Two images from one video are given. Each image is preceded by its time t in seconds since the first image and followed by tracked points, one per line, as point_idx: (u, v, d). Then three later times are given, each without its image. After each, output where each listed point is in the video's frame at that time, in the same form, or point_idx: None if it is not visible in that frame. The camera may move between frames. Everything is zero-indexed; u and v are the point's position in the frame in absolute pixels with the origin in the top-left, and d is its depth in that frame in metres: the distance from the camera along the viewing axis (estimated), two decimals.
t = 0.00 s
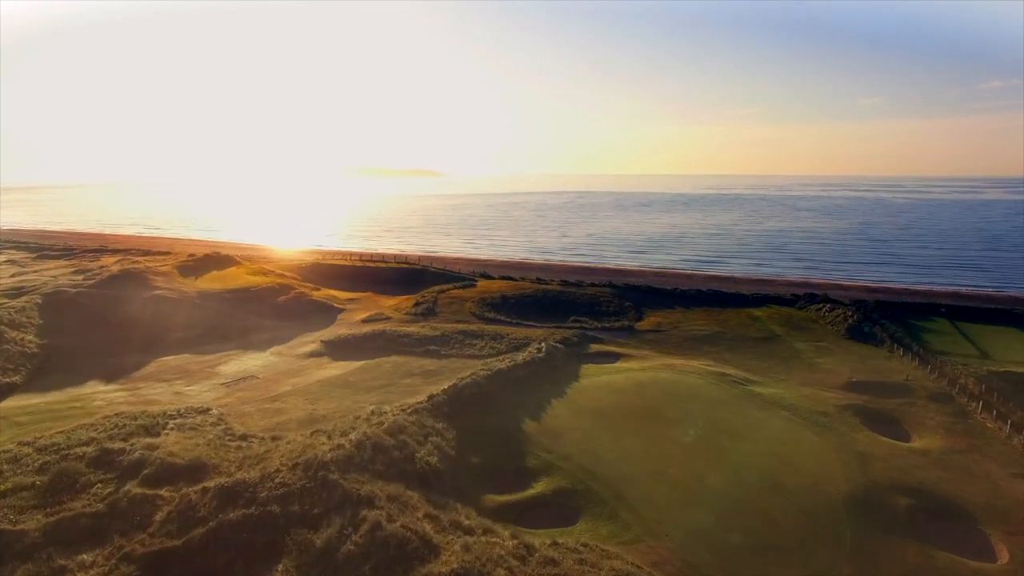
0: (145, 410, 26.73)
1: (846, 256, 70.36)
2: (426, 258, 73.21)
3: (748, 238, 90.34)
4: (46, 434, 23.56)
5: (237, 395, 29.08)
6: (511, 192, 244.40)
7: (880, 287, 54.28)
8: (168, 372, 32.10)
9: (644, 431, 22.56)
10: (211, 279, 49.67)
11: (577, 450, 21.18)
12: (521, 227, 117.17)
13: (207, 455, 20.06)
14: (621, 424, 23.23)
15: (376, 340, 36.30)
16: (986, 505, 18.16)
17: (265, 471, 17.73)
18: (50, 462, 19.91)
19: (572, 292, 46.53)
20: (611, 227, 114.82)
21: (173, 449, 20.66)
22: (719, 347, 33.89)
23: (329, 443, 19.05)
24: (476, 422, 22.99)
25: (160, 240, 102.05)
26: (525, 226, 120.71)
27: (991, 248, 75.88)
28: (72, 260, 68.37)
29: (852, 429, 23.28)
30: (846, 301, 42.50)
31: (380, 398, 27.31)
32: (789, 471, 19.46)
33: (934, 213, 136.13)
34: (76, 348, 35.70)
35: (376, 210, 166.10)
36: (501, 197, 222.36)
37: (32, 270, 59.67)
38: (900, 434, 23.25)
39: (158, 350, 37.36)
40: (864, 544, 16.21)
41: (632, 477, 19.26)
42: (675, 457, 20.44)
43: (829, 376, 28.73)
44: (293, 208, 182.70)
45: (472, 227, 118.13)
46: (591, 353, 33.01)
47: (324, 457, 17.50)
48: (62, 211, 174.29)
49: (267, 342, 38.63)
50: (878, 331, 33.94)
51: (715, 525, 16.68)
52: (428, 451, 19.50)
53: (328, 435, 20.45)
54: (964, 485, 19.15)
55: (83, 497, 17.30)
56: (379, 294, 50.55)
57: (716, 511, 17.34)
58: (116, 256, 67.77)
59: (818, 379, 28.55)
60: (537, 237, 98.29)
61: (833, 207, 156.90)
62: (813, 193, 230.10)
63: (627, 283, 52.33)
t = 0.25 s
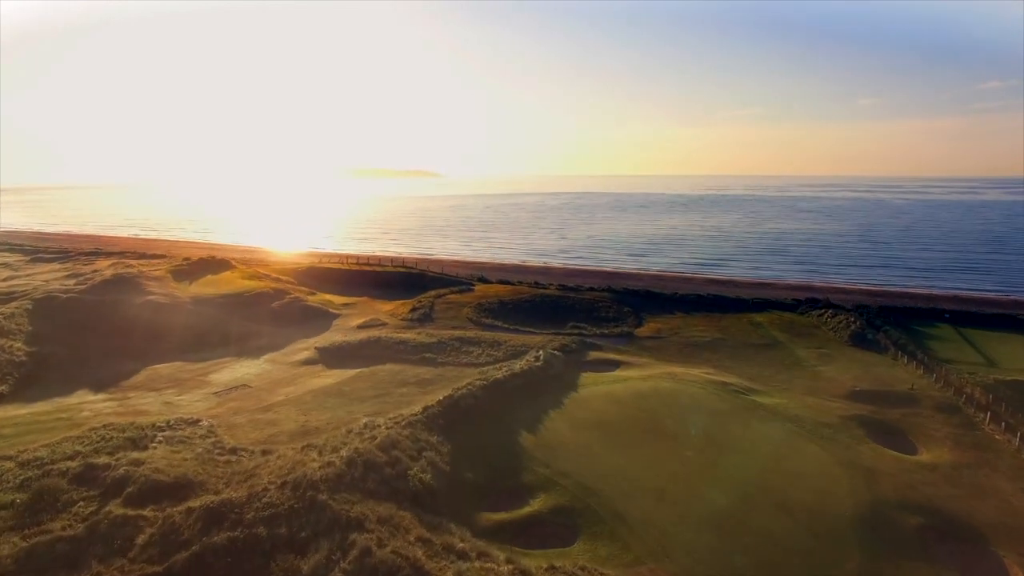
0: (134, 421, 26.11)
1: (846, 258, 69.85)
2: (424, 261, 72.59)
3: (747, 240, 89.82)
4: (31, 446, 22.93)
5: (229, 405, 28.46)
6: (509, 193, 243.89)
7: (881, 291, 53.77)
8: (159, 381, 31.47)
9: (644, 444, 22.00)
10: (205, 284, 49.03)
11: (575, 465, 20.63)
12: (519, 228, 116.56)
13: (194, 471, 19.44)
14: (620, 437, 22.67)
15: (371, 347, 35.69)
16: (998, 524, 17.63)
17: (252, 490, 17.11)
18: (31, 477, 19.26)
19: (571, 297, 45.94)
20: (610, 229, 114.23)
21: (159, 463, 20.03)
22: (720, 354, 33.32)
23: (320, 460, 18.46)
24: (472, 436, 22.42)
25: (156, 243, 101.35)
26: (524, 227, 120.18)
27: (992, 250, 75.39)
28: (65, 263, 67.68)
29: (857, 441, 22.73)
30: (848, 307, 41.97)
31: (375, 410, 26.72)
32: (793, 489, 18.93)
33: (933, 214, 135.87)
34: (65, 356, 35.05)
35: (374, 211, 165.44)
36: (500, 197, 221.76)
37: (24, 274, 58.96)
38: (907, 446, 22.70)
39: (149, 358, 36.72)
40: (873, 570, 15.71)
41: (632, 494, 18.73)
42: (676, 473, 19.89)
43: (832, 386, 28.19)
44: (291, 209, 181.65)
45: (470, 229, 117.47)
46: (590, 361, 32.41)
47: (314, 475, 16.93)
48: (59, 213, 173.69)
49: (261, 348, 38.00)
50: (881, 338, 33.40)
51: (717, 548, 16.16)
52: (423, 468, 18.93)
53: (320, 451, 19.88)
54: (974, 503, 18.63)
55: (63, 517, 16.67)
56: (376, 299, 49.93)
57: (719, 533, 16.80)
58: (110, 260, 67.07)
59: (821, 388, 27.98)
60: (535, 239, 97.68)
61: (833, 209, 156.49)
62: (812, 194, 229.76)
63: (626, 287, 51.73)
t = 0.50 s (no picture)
0: (121, 432, 25.43)
1: (847, 261, 69.37)
2: (421, 264, 71.96)
3: (747, 242, 89.30)
4: (14, 460, 22.29)
5: (220, 416, 27.83)
6: (507, 193, 243.39)
7: (883, 295, 53.26)
8: (150, 390, 30.83)
9: (643, 458, 21.47)
10: (199, 288, 48.36)
11: (573, 479, 20.10)
12: (518, 230, 115.91)
13: (181, 488, 18.86)
14: (620, 449, 22.14)
15: (366, 355, 35.11)
16: (1011, 544, 17.08)
17: (240, 509, 16.58)
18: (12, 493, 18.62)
19: (569, 302, 45.36)
20: (608, 230, 113.59)
21: (144, 478, 19.43)
22: (721, 362, 32.74)
23: (309, 478, 17.94)
24: (468, 450, 21.88)
25: (152, 246, 100.62)
26: (522, 229, 119.48)
27: (992, 252, 74.96)
28: (59, 267, 66.94)
29: (864, 454, 22.14)
30: (850, 312, 41.45)
31: (369, 421, 26.13)
32: (797, 504, 18.42)
33: (934, 216, 135.46)
34: (54, 364, 34.35)
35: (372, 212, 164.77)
36: (498, 198, 220.94)
37: (16, 278, 58.15)
38: (913, 459, 22.18)
39: (141, 365, 36.06)
40: None
41: (632, 511, 18.20)
42: (676, 489, 19.37)
43: (836, 395, 27.65)
44: (288, 211, 180.75)
45: (468, 230, 116.80)
46: (588, 370, 31.85)
47: (303, 496, 16.42)
48: (55, 215, 172.70)
49: (255, 356, 37.37)
50: (885, 345, 32.88)
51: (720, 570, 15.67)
52: (416, 484, 18.43)
53: (310, 467, 19.33)
54: (986, 521, 18.07)
55: (43, 540, 16.08)
56: (371, 304, 49.29)
57: (721, 553, 16.32)
58: (103, 263, 66.33)
59: (825, 398, 27.43)
60: (533, 241, 97.05)
61: (833, 210, 155.98)
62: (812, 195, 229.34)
63: (625, 291, 51.15)
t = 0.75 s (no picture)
0: (108, 444, 24.79)
1: (848, 264, 68.82)
2: (419, 268, 71.36)
3: (747, 244, 88.78)
4: None
5: (210, 427, 27.23)
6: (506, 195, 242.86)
7: (885, 299, 52.72)
8: (140, 399, 30.21)
9: (643, 473, 20.88)
10: (193, 293, 47.70)
11: (571, 496, 19.52)
12: (516, 232, 115.36)
13: (166, 506, 18.27)
14: (619, 463, 21.57)
15: (361, 363, 34.52)
16: None
17: (224, 531, 15.99)
18: None
19: (568, 307, 44.78)
20: (608, 233, 112.98)
21: (128, 495, 18.80)
22: (722, 371, 32.17)
23: (297, 498, 17.35)
24: (463, 464, 21.31)
25: (149, 248, 99.97)
26: (521, 231, 118.92)
27: (995, 255, 74.40)
28: (53, 271, 66.28)
29: (870, 469, 21.56)
30: (852, 318, 40.88)
31: (362, 434, 25.52)
32: (801, 524, 17.85)
33: (934, 217, 135.09)
34: (44, 373, 33.72)
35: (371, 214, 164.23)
36: (497, 199, 220.26)
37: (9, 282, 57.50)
38: (920, 473, 21.60)
39: (132, 373, 35.45)
40: None
41: (631, 530, 17.62)
42: (677, 506, 18.81)
43: (840, 405, 27.08)
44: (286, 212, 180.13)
45: (467, 233, 116.16)
46: (587, 379, 31.26)
47: (290, 518, 15.86)
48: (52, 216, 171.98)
49: (248, 363, 36.77)
50: (889, 353, 32.31)
51: None
52: (409, 503, 17.86)
53: (300, 485, 18.75)
54: (997, 540, 17.47)
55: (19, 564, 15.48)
56: (368, 309, 48.70)
57: None
58: (97, 267, 65.66)
59: (828, 408, 26.84)
60: (532, 243, 96.47)
61: (833, 211, 155.53)
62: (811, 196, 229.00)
63: (624, 296, 50.58)
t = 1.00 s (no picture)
0: (94, 456, 24.10)
1: (848, 267, 68.30)
2: (417, 271, 70.72)
3: (747, 246, 88.25)
4: None
5: (200, 438, 26.56)
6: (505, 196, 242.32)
7: (887, 304, 52.19)
8: (129, 409, 29.52)
9: (644, 488, 20.27)
10: (186, 298, 47.01)
11: (570, 513, 18.93)
12: (515, 234, 114.78)
13: (151, 526, 17.62)
14: (619, 478, 20.97)
15: (356, 371, 33.88)
16: None
17: (208, 556, 15.35)
18: None
19: (566, 312, 44.15)
20: (606, 234, 112.39)
21: (111, 514, 18.11)
22: (724, 379, 31.56)
23: (286, 519, 16.73)
24: (458, 480, 20.70)
25: (145, 251, 99.27)
26: (520, 232, 118.27)
27: (996, 258, 73.95)
28: (46, 274, 65.51)
29: (877, 484, 20.95)
30: (854, 323, 40.36)
31: (356, 447, 24.89)
32: (808, 545, 17.23)
33: (934, 218, 134.76)
34: (31, 381, 33.01)
35: (369, 215, 163.68)
36: (495, 200, 219.59)
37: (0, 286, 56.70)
38: (929, 489, 21.01)
39: (122, 381, 34.75)
40: None
41: (631, 551, 17.03)
42: (678, 524, 18.22)
43: (844, 415, 26.49)
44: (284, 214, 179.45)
45: (465, 235, 115.53)
46: (586, 388, 30.65)
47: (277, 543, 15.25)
48: (49, 218, 171.07)
49: (241, 371, 36.11)
50: (893, 360, 31.75)
51: None
52: (401, 523, 17.25)
53: (289, 504, 18.13)
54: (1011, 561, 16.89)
55: None
56: (364, 314, 48.05)
57: None
58: (91, 270, 64.88)
59: (833, 419, 26.25)
60: (531, 245, 95.85)
61: (833, 212, 155.00)
62: (811, 197, 228.50)
63: (623, 300, 49.98)
